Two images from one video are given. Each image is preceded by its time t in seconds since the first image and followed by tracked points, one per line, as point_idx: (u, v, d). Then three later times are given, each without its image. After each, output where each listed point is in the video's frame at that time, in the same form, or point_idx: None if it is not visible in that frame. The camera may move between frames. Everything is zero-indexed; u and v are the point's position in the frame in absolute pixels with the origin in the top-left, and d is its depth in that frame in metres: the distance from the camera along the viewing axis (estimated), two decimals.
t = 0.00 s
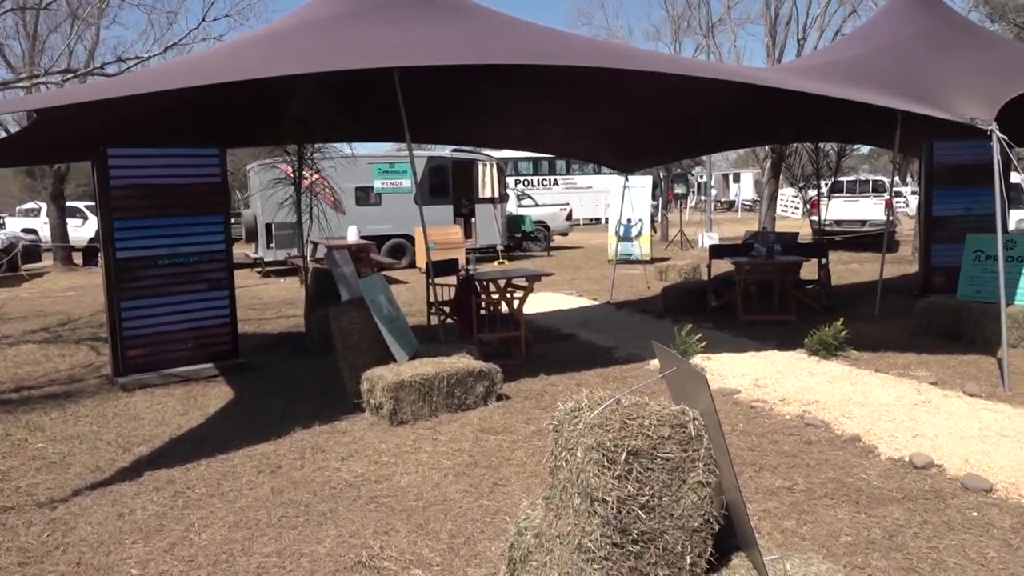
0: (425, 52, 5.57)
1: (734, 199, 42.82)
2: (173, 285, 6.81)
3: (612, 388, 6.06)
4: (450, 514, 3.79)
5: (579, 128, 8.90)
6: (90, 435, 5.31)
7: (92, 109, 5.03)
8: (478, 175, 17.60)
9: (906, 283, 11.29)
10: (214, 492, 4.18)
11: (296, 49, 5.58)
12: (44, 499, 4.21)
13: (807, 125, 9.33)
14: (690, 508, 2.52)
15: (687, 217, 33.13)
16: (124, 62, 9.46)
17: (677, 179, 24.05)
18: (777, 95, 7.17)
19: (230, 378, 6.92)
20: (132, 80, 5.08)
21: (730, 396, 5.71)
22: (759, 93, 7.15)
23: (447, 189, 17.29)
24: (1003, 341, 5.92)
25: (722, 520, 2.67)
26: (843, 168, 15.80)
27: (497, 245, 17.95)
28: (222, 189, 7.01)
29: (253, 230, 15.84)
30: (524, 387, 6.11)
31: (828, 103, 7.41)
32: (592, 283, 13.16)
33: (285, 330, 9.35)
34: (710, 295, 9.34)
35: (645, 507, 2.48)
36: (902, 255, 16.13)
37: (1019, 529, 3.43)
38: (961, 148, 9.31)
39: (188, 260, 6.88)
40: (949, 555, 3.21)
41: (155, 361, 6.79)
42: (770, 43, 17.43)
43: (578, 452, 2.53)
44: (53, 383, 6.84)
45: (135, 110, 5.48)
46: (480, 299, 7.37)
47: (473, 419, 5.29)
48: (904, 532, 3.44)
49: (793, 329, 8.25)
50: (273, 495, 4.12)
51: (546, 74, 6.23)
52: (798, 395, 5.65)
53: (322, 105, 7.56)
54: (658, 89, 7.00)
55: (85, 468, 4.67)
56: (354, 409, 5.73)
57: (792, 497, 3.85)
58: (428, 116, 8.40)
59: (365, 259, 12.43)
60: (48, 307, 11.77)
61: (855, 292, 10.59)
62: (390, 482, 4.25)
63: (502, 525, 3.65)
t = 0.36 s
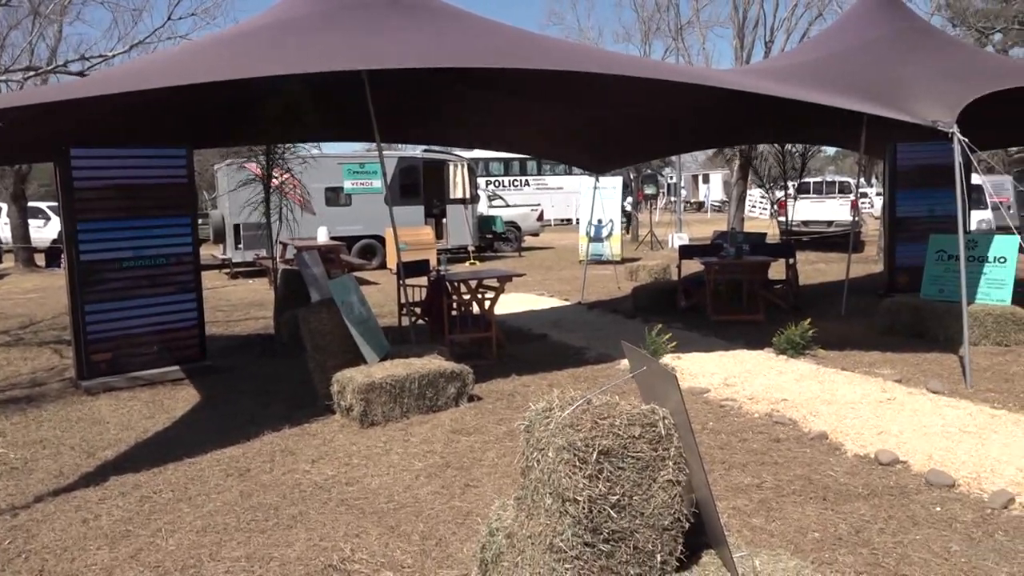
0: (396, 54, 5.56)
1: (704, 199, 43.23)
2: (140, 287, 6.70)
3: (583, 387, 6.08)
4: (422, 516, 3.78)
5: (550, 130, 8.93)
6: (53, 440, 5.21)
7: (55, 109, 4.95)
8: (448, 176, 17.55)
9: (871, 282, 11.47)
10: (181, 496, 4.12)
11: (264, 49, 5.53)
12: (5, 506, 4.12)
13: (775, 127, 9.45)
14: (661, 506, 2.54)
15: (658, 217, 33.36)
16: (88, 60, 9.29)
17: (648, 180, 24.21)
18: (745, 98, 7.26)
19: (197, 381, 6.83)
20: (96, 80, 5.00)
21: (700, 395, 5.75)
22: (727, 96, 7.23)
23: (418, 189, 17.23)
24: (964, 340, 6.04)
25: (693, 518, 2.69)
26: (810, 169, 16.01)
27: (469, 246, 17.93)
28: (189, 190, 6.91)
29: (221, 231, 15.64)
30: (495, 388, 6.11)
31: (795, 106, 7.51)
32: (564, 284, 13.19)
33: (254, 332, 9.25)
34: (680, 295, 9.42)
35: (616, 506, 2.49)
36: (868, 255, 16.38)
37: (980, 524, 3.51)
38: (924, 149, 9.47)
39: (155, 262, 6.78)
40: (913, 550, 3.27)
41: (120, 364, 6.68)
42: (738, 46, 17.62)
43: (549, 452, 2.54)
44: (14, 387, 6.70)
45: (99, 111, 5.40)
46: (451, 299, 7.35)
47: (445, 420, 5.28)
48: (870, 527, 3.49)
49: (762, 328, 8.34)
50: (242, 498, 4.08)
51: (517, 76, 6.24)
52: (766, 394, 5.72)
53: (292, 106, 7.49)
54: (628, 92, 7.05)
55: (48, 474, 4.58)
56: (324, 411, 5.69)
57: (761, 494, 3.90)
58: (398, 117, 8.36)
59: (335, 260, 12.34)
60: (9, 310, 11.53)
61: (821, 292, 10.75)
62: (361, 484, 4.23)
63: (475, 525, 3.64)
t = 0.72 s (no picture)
0: (357, 52, 5.53)
1: (666, 200, 43.63)
2: (95, 289, 6.57)
3: (547, 387, 6.10)
4: (385, 518, 3.75)
5: (513, 129, 8.94)
6: (4, 447, 5.08)
7: (6, 106, 4.83)
8: (412, 175, 17.49)
9: (828, 281, 11.68)
10: (138, 502, 4.04)
11: (224, 46, 5.46)
12: None
13: (735, 128, 9.57)
14: (624, 504, 2.55)
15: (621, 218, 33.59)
16: (40, 57, 9.08)
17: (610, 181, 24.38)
18: (705, 99, 7.35)
19: (155, 385, 6.71)
20: (49, 76, 4.89)
21: (662, 393, 5.80)
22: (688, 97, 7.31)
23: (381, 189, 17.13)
24: (917, 336, 6.18)
25: (655, 515, 2.71)
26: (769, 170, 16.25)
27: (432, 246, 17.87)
28: (146, 189, 6.79)
29: (180, 232, 15.39)
30: (459, 388, 6.09)
31: (754, 107, 7.62)
32: (527, 284, 13.22)
33: (214, 334, 9.11)
34: (642, 294, 9.49)
35: (580, 504, 2.50)
36: (825, 254, 16.67)
37: (934, 516, 3.59)
38: (878, 150, 9.67)
39: (111, 264, 6.65)
40: (870, 543, 3.33)
41: (75, 368, 6.54)
42: (699, 48, 17.81)
43: (513, 451, 2.54)
44: None
45: (53, 108, 5.28)
46: (414, 300, 7.32)
47: (409, 421, 5.26)
48: (828, 522, 3.55)
49: (723, 326, 8.44)
50: (201, 503, 4.01)
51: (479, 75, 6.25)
52: (727, 391, 5.79)
53: (252, 105, 7.41)
54: (591, 92, 7.10)
55: None
56: (286, 413, 5.63)
57: (722, 491, 3.94)
58: (360, 116, 8.32)
59: (297, 261, 12.21)
60: None
61: (781, 291, 10.91)
62: (323, 487, 4.19)
63: (439, 526, 3.63)
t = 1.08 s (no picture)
0: (321, 51, 5.49)
1: (631, 200, 43.93)
2: (51, 291, 6.42)
3: (514, 387, 6.11)
4: (352, 520, 3.73)
5: (479, 130, 8.94)
6: None
7: None
8: (377, 175, 17.40)
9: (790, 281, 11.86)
10: (97, 508, 3.97)
11: (186, 44, 5.38)
12: None
13: (698, 129, 9.68)
14: (590, 503, 2.56)
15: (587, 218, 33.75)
16: None
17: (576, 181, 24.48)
18: (669, 101, 7.42)
19: (115, 389, 6.59)
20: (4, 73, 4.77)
21: (628, 392, 5.84)
22: (652, 99, 7.37)
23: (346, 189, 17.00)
24: (876, 334, 6.30)
25: (622, 514, 2.72)
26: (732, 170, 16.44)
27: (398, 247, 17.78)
28: (104, 189, 6.65)
29: (139, 232, 15.14)
30: (426, 389, 6.07)
31: (717, 109, 7.71)
32: (494, 284, 13.22)
33: (176, 336, 8.97)
34: (608, 294, 9.55)
35: (547, 504, 2.51)
36: (787, 254, 16.92)
37: (893, 510, 3.66)
38: (838, 151, 9.84)
39: (68, 265, 6.50)
40: (831, 538, 3.38)
41: (31, 372, 6.39)
42: (663, 49, 17.96)
43: (480, 452, 2.55)
44: None
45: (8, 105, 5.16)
46: (380, 300, 7.28)
47: (375, 422, 5.23)
48: (791, 517, 3.60)
49: (688, 325, 8.52)
50: (162, 508, 3.95)
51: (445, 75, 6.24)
52: (692, 390, 5.84)
53: (214, 104, 7.31)
54: (556, 93, 7.12)
55: None
56: (251, 416, 5.56)
57: (687, 489, 3.98)
58: (325, 116, 8.25)
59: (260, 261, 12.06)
60: None
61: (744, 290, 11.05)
62: (288, 490, 4.15)
63: (405, 528, 3.61)
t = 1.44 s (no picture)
0: (288, 51, 5.44)
1: (601, 201, 44.17)
2: (10, 294, 6.28)
3: (484, 387, 6.10)
4: (320, 523, 3.70)
5: (448, 130, 8.92)
6: None
7: None
8: (345, 176, 17.29)
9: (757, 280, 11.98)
10: (59, 515, 3.89)
11: (148, 43, 5.30)
12: None
13: (666, 130, 9.75)
14: (560, 503, 2.57)
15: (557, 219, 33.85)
16: None
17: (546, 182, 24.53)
18: (637, 102, 7.47)
19: (77, 393, 6.46)
20: None
21: (598, 392, 5.87)
22: (620, 101, 7.42)
23: (314, 189, 16.86)
24: (841, 333, 6.39)
25: (593, 513, 2.73)
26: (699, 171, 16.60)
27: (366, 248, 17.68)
28: (65, 190, 6.52)
29: (101, 233, 14.93)
30: (395, 391, 6.04)
31: (684, 110, 7.78)
32: (464, 284, 13.20)
33: (140, 338, 8.82)
34: (578, 294, 9.59)
35: (517, 504, 2.51)
36: (754, 254, 17.11)
37: (857, 506, 3.72)
38: (803, 152, 9.98)
39: (27, 267, 6.36)
40: (797, 534, 3.43)
41: None
42: (631, 50, 18.07)
43: (450, 453, 2.55)
44: None
45: None
46: (349, 301, 7.24)
47: (344, 424, 5.19)
48: (758, 514, 3.65)
49: (657, 325, 8.57)
50: (127, 514, 3.88)
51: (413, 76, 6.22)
52: (661, 389, 5.89)
53: (178, 103, 7.21)
54: (524, 94, 7.13)
55: None
56: (217, 419, 5.49)
57: (656, 487, 4.01)
58: (292, 116, 8.18)
59: (227, 263, 11.91)
60: None
61: (711, 290, 11.16)
62: (256, 494, 4.10)
63: (375, 530, 3.59)
